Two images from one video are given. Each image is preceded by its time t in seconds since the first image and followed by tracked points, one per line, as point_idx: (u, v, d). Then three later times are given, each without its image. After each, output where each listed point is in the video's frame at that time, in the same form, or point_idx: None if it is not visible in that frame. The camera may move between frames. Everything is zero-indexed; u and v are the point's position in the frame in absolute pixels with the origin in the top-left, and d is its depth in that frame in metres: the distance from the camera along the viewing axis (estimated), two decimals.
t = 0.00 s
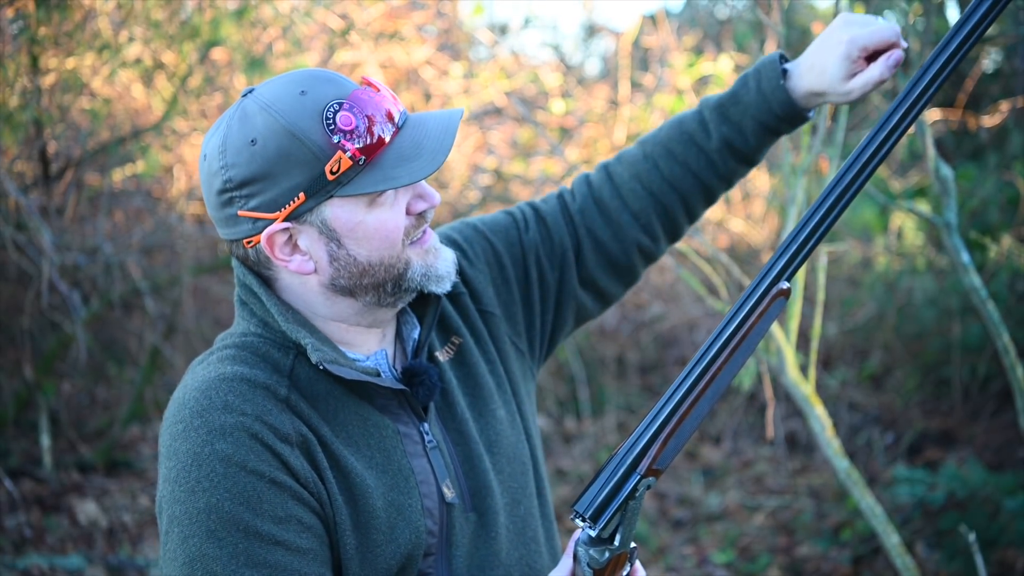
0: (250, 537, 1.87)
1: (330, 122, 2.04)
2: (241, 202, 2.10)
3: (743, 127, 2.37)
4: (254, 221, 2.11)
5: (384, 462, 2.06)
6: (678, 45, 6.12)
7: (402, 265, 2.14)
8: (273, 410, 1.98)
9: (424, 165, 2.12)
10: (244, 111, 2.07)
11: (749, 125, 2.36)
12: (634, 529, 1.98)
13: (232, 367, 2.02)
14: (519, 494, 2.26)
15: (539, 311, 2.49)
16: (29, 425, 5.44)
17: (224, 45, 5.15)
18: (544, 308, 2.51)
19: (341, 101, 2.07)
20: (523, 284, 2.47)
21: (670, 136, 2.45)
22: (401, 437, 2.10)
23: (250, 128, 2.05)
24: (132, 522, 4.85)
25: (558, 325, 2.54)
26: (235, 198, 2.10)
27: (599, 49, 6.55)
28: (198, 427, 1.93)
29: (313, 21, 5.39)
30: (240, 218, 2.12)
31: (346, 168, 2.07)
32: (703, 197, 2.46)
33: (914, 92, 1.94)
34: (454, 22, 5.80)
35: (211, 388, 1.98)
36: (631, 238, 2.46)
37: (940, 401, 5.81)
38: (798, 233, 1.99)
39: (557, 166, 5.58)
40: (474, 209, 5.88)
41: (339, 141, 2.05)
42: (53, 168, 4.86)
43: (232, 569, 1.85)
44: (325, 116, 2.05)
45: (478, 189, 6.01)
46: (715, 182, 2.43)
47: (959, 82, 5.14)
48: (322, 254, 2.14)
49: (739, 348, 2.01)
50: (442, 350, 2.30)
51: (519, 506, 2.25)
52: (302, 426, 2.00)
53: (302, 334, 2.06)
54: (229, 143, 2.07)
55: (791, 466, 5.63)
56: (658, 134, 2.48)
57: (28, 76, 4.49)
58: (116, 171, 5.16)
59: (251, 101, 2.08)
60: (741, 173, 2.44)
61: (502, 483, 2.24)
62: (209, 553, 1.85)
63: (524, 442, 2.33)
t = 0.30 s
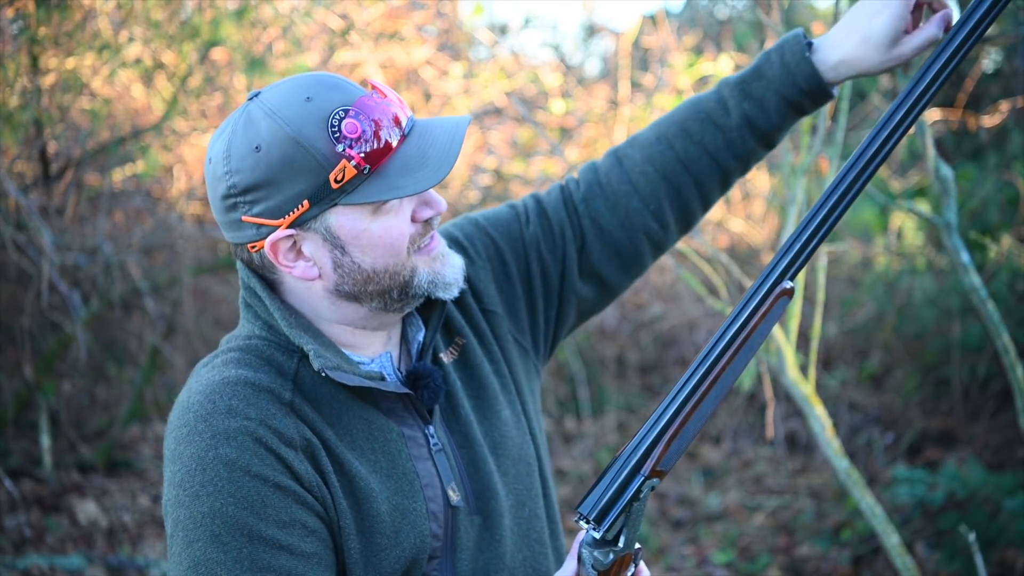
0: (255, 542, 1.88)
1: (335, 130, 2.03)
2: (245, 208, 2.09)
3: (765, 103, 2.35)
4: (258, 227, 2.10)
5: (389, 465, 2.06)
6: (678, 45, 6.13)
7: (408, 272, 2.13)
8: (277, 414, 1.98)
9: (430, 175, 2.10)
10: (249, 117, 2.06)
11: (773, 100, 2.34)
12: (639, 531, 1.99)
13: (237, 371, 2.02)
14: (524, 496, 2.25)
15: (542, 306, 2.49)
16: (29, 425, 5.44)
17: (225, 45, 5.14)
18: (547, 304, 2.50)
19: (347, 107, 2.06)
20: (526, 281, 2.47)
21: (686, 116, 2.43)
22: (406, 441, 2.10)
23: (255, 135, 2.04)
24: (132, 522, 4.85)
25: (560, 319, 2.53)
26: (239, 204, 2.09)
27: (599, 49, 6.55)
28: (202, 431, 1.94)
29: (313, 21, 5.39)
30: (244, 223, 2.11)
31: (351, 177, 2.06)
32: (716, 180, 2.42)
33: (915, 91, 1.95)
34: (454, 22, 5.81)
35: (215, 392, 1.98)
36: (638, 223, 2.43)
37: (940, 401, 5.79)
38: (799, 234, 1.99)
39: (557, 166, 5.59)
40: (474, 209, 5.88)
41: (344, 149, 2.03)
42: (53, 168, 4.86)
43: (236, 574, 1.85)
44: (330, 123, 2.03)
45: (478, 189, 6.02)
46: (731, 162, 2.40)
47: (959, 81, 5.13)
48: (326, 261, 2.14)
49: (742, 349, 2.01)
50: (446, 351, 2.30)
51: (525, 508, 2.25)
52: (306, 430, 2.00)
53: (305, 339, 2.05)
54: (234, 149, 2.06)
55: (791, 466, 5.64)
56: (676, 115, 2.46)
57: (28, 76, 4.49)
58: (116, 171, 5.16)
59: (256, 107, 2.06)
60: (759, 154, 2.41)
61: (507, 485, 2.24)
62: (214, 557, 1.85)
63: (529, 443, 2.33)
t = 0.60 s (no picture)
0: (258, 541, 1.89)
1: (348, 142, 2.02)
2: (255, 209, 2.10)
3: (765, 103, 2.31)
4: (267, 229, 2.10)
5: (394, 467, 2.06)
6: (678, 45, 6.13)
7: (413, 281, 2.11)
8: (283, 414, 1.98)
9: (441, 195, 2.08)
10: (264, 120, 2.05)
11: (772, 97, 2.30)
12: (642, 537, 1.98)
13: (243, 369, 2.02)
14: (528, 498, 2.26)
15: (550, 309, 2.49)
16: (30, 425, 5.43)
17: (224, 45, 5.13)
18: (556, 306, 2.50)
19: (363, 119, 2.04)
20: (535, 286, 2.47)
21: (690, 118, 2.41)
22: (412, 443, 2.10)
23: (268, 139, 2.03)
24: (132, 522, 4.86)
25: (567, 323, 2.54)
26: (249, 205, 2.09)
27: (599, 49, 6.53)
28: (207, 430, 1.94)
29: (313, 21, 5.39)
30: (253, 223, 2.12)
31: (360, 191, 2.05)
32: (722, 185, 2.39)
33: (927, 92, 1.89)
34: (454, 22, 5.82)
35: (221, 390, 1.98)
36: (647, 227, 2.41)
37: (940, 401, 5.77)
38: (808, 239, 1.96)
39: (556, 166, 5.60)
40: (474, 209, 5.89)
41: (356, 162, 2.03)
42: (53, 168, 4.86)
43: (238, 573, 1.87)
44: (344, 135, 2.02)
45: (478, 189, 6.03)
46: (734, 164, 2.36)
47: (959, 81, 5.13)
48: (332, 268, 2.12)
49: (748, 356, 2.00)
50: (453, 353, 2.30)
51: (529, 511, 2.26)
52: (312, 430, 2.00)
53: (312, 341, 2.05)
54: (247, 151, 2.05)
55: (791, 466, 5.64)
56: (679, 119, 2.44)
57: (28, 76, 4.48)
58: (116, 171, 5.16)
59: (272, 110, 2.05)
60: (766, 156, 2.37)
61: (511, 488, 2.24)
62: (216, 556, 1.86)
63: (535, 446, 2.33)
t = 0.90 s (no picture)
0: (261, 536, 1.87)
1: (374, 163, 2.02)
2: (272, 190, 2.08)
3: (727, 97, 2.37)
4: (276, 212, 2.10)
5: (396, 465, 2.07)
6: (677, 45, 6.13)
7: (402, 308, 2.11)
8: (287, 409, 1.98)
9: (446, 241, 2.05)
10: (305, 112, 2.04)
11: (732, 92, 2.36)
12: (650, 545, 1.99)
13: (248, 364, 2.02)
14: (528, 498, 2.27)
15: (545, 311, 2.49)
16: (29, 425, 5.41)
17: (224, 44, 5.12)
18: (551, 308, 2.50)
19: (396, 144, 2.03)
20: (531, 287, 2.47)
21: (660, 119, 2.46)
22: (414, 440, 2.11)
23: (302, 132, 2.02)
24: (132, 522, 4.86)
25: (563, 325, 2.53)
26: (267, 184, 2.08)
27: (599, 49, 6.52)
28: (211, 424, 1.93)
29: (313, 21, 5.39)
30: (267, 203, 2.11)
31: (369, 213, 2.04)
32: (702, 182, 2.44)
33: (956, 103, 1.84)
34: (454, 22, 5.84)
35: (225, 385, 1.98)
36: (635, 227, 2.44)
37: (941, 401, 5.76)
38: (829, 249, 1.92)
39: (556, 166, 5.61)
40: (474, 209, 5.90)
41: (375, 185, 2.02)
42: (53, 168, 4.86)
43: (240, 568, 1.84)
44: (372, 155, 2.02)
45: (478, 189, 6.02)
46: (711, 160, 2.41)
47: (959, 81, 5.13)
48: (328, 269, 2.13)
49: (761, 368, 1.98)
50: (453, 354, 2.30)
51: (528, 510, 2.27)
52: (316, 426, 2.00)
53: (318, 338, 2.04)
54: (279, 137, 2.05)
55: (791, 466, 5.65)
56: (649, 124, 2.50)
57: (28, 76, 4.48)
58: (116, 171, 5.15)
59: (317, 104, 2.04)
60: (738, 148, 2.42)
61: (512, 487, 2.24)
62: (218, 551, 1.84)
63: (534, 446, 2.34)
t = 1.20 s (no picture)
0: (261, 534, 1.87)
1: (376, 169, 2.02)
2: (274, 190, 2.08)
3: (717, 105, 2.37)
4: (278, 213, 2.10)
5: (397, 463, 2.07)
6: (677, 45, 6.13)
7: (402, 311, 2.11)
8: (289, 406, 1.98)
9: (446, 248, 2.05)
10: (309, 115, 2.04)
11: (722, 100, 2.36)
12: (653, 549, 2.00)
13: (249, 362, 2.02)
14: (528, 498, 2.27)
15: (544, 313, 2.49)
16: (29, 425, 5.41)
17: (224, 45, 5.13)
18: (550, 310, 2.50)
19: (399, 151, 2.04)
20: (530, 289, 2.47)
21: (653, 127, 2.46)
22: (415, 440, 2.11)
23: (306, 135, 2.02)
24: (132, 522, 4.86)
25: (562, 327, 2.53)
26: (269, 184, 2.08)
27: (599, 49, 6.52)
28: (213, 421, 1.93)
29: (313, 21, 5.39)
30: (269, 201, 2.11)
31: (370, 218, 2.04)
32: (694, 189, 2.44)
33: (964, 113, 1.85)
34: (455, 22, 5.84)
35: (227, 382, 1.98)
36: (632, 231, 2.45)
37: (940, 401, 5.76)
38: (837, 255, 1.93)
39: (557, 166, 5.61)
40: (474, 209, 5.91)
41: (376, 190, 2.02)
42: (53, 168, 4.86)
43: (241, 566, 1.84)
44: (374, 161, 2.02)
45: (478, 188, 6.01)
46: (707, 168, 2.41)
47: (959, 81, 5.13)
48: (329, 270, 2.13)
49: (769, 373, 1.99)
50: (453, 354, 2.30)
51: (528, 510, 2.27)
52: (317, 424, 2.00)
53: (319, 336, 2.04)
54: (283, 138, 2.04)
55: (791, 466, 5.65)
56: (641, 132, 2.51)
57: (28, 76, 4.48)
58: (116, 171, 5.15)
59: (321, 107, 2.04)
60: (732, 154, 2.41)
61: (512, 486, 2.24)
62: (219, 548, 1.84)
63: (533, 447, 2.34)
